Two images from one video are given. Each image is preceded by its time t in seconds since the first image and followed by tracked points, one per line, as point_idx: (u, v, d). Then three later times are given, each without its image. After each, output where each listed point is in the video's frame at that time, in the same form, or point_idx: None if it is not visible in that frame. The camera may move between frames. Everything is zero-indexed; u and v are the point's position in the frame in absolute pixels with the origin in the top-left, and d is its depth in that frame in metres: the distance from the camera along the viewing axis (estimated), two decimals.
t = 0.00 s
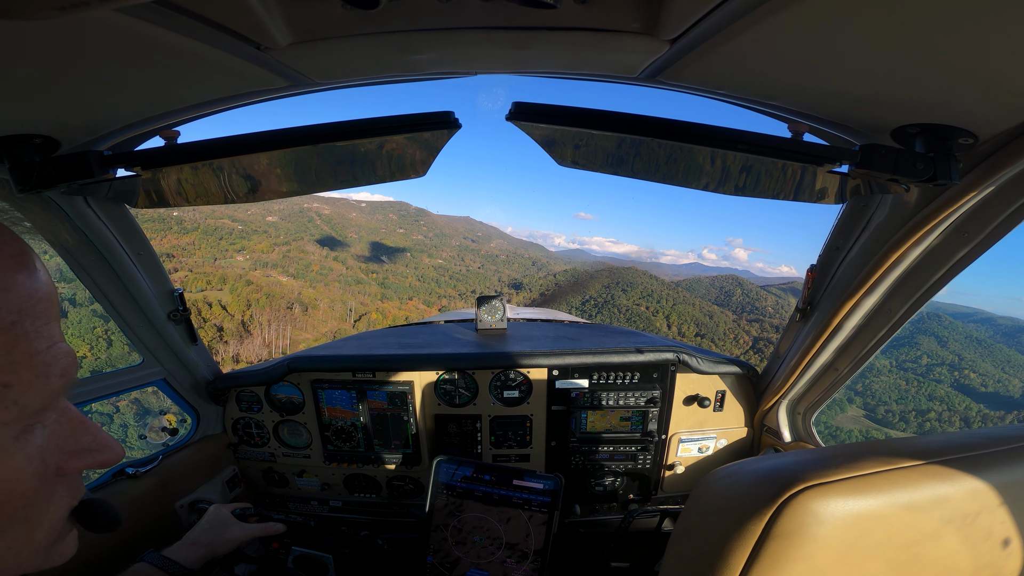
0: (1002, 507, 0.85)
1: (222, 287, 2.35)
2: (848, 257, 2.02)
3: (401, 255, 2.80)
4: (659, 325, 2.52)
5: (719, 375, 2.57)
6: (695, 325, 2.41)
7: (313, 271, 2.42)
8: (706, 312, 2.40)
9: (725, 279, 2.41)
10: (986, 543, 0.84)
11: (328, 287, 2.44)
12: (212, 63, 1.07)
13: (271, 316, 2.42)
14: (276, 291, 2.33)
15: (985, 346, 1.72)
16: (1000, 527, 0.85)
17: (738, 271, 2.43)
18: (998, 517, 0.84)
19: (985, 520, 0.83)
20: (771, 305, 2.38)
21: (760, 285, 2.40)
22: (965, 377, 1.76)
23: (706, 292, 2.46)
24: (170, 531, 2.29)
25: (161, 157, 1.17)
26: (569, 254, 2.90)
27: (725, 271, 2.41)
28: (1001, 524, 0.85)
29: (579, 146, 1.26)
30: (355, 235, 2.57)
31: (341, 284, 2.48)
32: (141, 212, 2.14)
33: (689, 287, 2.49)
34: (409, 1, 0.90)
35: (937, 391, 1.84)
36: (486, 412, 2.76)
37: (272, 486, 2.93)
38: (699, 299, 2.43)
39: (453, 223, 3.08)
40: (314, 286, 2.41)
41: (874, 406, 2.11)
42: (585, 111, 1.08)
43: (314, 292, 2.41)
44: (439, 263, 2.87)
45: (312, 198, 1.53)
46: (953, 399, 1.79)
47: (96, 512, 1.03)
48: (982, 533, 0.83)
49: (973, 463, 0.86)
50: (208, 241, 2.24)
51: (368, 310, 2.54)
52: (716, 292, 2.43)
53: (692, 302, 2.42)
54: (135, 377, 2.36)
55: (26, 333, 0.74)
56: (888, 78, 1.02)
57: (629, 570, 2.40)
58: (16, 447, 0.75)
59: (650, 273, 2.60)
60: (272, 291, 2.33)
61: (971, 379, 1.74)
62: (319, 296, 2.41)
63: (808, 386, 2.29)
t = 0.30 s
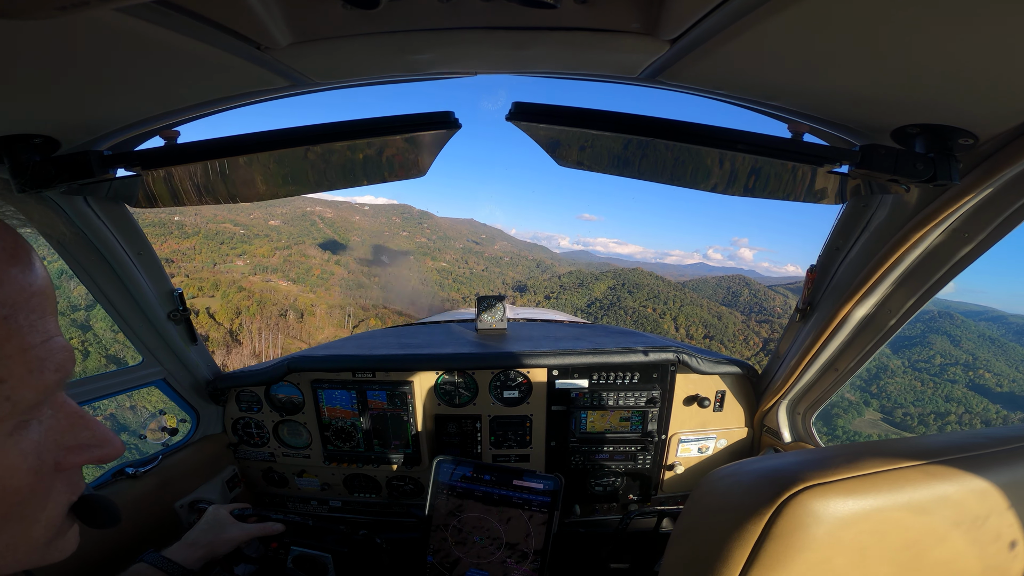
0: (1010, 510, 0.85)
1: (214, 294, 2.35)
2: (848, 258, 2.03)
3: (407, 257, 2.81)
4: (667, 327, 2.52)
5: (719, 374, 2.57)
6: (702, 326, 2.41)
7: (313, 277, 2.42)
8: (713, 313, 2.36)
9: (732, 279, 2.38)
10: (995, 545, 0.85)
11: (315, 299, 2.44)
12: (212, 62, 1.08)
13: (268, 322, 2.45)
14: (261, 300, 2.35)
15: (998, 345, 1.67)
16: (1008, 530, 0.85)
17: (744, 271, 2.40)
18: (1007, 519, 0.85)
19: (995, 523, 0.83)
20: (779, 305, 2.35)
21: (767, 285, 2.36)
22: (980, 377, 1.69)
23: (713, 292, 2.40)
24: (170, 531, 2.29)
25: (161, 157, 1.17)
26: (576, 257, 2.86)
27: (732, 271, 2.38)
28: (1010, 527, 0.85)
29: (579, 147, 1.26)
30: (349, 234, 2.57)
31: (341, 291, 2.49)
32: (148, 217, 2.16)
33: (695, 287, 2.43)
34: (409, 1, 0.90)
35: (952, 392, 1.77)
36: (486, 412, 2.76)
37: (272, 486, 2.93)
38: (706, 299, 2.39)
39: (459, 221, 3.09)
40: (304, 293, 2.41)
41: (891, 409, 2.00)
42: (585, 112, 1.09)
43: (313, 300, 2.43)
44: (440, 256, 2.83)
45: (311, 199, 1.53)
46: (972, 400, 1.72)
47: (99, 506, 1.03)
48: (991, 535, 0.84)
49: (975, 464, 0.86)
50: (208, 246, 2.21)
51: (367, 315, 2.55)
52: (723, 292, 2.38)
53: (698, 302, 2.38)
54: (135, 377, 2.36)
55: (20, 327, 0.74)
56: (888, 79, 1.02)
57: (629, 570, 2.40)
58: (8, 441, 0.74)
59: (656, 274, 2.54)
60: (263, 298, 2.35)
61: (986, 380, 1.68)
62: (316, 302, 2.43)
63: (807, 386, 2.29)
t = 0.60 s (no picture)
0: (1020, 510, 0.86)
1: (207, 299, 2.42)
2: (848, 257, 2.03)
3: (410, 260, 2.81)
4: (676, 329, 2.49)
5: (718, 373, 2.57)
6: (712, 329, 2.39)
7: (307, 284, 2.42)
8: (723, 315, 2.36)
9: (742, 280, 2.37)
10: (1006, 544, 0.86)
11: (311, 304, 2.44)
12: (212, 62, 1.08)
13: (263, 323, 2.44)
14: (252, 306, 2.34)
15: (1015, 345, 1.65)
16: (1017, 530, 0.86)
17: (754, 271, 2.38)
18: (1017, 519, 0.86)
19: (1006, 523, 0.84)
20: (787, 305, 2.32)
21: (776, 286, 2.36)
22: (997, 379, 1.69)
23: (722, 294, 2.40)
24: (170, 531, 2.29)
25: (161, 157, 1.17)
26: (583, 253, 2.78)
27: (742, 271, 2.37)
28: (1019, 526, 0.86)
29: (579, 147, 1.25)
30: (351, 234, 2.58)
31: (337, 300, 2.49)
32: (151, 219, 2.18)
33: (703, 287, 2.42)
34: (409, 1, 0.90)
35: (968, 394, 1.76)
36: (486, 412, 2.76)
37: (272, 486, 2.93)
38: (715, 300, 2.39)
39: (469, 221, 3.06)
40: (298, 298, 2.42)
41: (910, 412, 1.95)
42: (585, 112, 1.09)
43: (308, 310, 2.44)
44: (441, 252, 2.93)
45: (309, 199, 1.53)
46: (994, 402, 1.71)
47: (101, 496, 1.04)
48: (1001, 534, 0.85)
49: (977, 463, 0.86)
50: (211, 250, 2.24)
51: (368, 319, 2.51)
52: (732, 293, 2.38)
53: (708, 304, 2.38)
54: (135, 377, 2.36)
55: (24, 325, 0.74)
56: (888, 79, 1.02)
57: (629, 570, 2.40)
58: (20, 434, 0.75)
59: (663, 275, 2.49)
60: (255, 304, 2.35)
61: (1003, 381, 1.68)
62: (315, 306, 2.45)
63: (807, 386, 2.30)
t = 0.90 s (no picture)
0: None
1: (202, 302, 2.47)
2: (848, 257, 2.03)
3: (415, 261, 2.73)
4: (684, 332, 2.46)
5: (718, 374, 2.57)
6: (723, 330, 2.36)
7: (299, 290, 2.42)
8: (735, 316, 2.34)
9: (749, 280, 2.36)
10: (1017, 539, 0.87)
11: (302, 309, 2.42)
12: (212, 62, 1.08)
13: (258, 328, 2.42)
14: (245, 312, 2.36)
15: None
16: None
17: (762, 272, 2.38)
18: None
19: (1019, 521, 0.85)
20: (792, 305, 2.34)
21: (786, 286, 2.34)
22: (1014, 380, 1.67)
23: (730, 294, 2.37)
24: (170, 531, 2.29)
25: (161, 157, 1.17)
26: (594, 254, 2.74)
27: (750, 272, 2.35)
28: None
29: (580, 147, 1.25)
30: (355, 240, 2.58)
31: (333, 304, 2.45)
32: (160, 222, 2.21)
33: (712, 287, 2.40)
34: (410, 1, 0.91)
35: (986, 397, 1.73)
36: (486, 412, 2.76)
37: (272, 486, 2.93)
38: (723, 300, 2.37)
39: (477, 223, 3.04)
40: (291, 301, 2.41)
41: (931, 416, 1.88)
42: (585, 112, 1.09)
43: (300, 315, 2.42)
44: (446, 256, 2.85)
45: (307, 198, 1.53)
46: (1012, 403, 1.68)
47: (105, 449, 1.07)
48: (1014, 531, 0.86)
49: (978, 462, 0.85)
50: (214, 251, 2.25)
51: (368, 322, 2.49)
52: (740, 292, 2.36)
53: (717, 303, 2.36)
54: (135, 377, 2.37)
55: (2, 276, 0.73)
56: (887, 78, 1.02)
57: (629, 570, 2.40)
58: (20, 389, 0.75)
59: (671, 275, 2.50)
60: (248, 309, 2.36)
61: (1021, 382, 1.66)
62: (315, 310, 2.43)
63: (807, 386, 2.29)
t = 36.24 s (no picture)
0: None
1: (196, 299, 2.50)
2: (848, 259, 2.04)
3: (413, 259, 2.85)
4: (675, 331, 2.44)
5: (716, 376, 2.58)
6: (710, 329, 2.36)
7: (287, 296, 2.53)
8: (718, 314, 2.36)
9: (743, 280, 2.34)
10: None
11: (291, 313, 2.57)
12: (211, 61, 1.07)
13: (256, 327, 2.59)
14: (235, 315, 2.53)
15: None
16: None
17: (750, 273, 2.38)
18: None
19: None
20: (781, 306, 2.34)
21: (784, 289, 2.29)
22: None
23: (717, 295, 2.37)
24: (168, 531, 2.28)
25: (160, 156, 1.17)
26: (609, 241, 2.61)
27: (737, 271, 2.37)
28: None
29: (580, 148, 1.25)
30: (349, 241, 2.80)
31: (321, 310, 2.59)
32: (165, 228, 2.24)
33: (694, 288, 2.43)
34: (411, 1, 0.90)
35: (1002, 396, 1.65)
36: (485, 412, 2.76)
37: (271, 485, 2.92)
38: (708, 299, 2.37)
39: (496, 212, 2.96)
40: (282, 308, 2.54)
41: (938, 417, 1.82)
42: (584, 112, 1.09)
43: (289, 320, 2.57)
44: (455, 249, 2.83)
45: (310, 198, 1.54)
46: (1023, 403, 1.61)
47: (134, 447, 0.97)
48: None
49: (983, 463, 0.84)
50: (206, 249, 2.42)
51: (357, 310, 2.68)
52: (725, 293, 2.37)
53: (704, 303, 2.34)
54: (134, 376, 2.44)
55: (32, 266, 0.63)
56: (887, 80, 1.02)
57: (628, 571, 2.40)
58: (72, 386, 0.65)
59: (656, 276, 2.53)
60: (236, 300, 2.51)
61: None
62: (302, 303, 2.57)
63: (806, 387, 2.29)
